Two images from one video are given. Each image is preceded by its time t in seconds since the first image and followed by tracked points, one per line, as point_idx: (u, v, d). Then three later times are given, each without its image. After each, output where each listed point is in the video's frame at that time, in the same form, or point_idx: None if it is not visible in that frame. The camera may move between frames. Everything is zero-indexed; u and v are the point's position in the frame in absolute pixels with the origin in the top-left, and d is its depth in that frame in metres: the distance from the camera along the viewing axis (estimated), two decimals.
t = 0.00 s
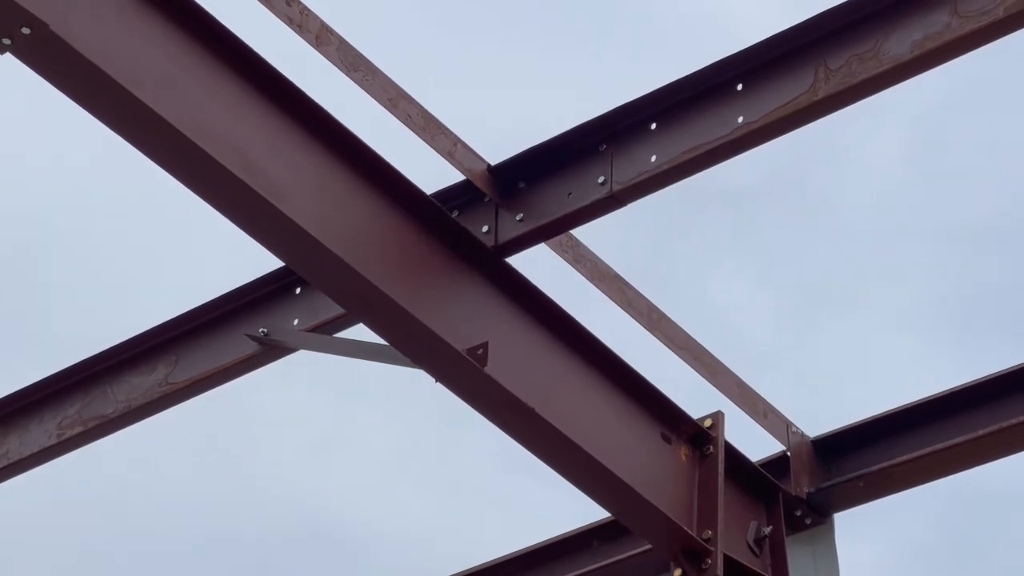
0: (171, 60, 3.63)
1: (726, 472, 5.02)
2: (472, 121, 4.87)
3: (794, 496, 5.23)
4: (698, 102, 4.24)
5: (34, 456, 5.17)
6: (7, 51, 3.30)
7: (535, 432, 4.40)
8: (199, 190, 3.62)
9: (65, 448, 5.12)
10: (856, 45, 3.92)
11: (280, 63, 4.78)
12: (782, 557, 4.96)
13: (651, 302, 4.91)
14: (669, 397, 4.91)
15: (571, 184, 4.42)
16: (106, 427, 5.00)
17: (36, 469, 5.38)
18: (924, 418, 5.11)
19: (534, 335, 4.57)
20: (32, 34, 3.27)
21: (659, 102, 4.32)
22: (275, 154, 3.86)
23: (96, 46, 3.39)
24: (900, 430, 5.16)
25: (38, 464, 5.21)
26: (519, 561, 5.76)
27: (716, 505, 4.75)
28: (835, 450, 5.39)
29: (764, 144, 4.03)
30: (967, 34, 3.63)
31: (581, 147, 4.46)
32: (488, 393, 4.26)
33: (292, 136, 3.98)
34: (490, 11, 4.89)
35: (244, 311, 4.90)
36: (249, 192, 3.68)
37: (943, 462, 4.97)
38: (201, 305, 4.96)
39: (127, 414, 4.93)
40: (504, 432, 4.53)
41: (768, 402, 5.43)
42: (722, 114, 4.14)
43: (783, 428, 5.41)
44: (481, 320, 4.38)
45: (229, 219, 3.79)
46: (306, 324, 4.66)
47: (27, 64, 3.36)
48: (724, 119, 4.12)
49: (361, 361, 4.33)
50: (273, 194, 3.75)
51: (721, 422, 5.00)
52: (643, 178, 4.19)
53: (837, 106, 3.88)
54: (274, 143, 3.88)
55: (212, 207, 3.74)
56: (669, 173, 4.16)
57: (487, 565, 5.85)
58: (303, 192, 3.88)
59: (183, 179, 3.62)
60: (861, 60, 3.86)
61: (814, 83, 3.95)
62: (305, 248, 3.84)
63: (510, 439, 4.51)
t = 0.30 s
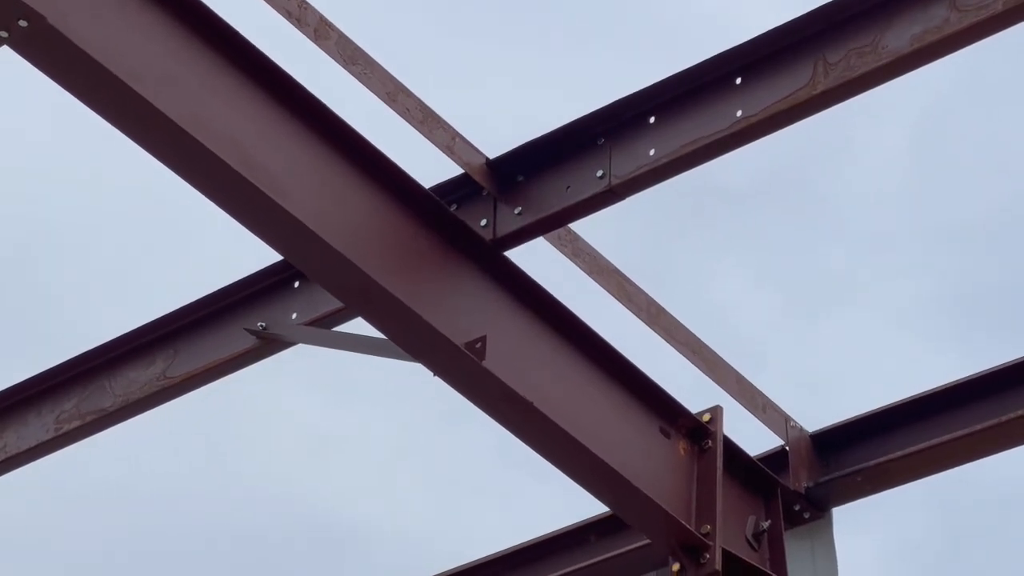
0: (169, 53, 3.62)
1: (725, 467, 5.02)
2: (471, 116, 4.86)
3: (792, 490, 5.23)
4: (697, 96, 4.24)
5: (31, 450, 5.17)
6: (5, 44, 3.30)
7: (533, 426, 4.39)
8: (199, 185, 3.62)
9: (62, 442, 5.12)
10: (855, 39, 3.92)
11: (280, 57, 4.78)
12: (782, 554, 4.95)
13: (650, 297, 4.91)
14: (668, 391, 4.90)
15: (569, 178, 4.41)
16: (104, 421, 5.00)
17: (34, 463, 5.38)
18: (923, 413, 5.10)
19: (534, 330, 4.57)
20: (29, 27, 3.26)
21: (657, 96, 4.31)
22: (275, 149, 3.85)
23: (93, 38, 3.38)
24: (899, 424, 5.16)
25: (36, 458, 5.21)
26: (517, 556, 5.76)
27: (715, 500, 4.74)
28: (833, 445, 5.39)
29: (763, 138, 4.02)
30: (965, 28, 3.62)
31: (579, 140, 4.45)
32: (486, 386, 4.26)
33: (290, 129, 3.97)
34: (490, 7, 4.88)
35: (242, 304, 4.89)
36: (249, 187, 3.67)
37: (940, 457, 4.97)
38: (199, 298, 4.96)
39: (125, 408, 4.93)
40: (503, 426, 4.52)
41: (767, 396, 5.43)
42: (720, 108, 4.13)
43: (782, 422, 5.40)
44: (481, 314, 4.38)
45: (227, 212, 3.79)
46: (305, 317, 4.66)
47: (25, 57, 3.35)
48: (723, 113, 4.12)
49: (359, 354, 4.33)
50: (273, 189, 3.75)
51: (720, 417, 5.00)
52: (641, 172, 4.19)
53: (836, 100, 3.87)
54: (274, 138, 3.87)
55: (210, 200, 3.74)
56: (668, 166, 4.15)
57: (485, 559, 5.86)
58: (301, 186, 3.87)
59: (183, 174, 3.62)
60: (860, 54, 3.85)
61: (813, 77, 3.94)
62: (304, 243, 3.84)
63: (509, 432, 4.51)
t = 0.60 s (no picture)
0: (164, 38, 3.61)
1: (722, 454, 5.02)
2: (467, 105, 4.84)
3: (789, 478, 5.23)
4: (694, 82, 4.22)
5: (28, 436, 5.18)
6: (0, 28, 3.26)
7: (530, 413, 4.39)
8: (196, 172, 3.61)
9: (59, 428, 5.13)
10: (853, 25, 3.90)
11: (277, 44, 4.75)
12: (779, 543, 4.95)
13: (647, 284, 4.90)
14: (665, 378, 4.90)
15: (566, 165, 4.40)
16: (101, 407, 5.00)
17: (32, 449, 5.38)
18: (921, 400, 5.09)
19: (531, 317, 4.56)
20: (25, 12, 3.23)
21: (655, 82, 4.30)
22: (272, 137, 3.84)
23: (89, 23, 3.36)
24: (897, 411, 5.15)
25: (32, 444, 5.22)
26: (514, 544, 5.77)
27: (712, 487, 4.74)
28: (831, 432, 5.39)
29: (761, 124, 4.01)
30: (964, 14, 3.60)
31: (576, 127, 4.44)
32: (483, 373, 4.26)
33: (286, 114, 3.96)
34: None
35: (239, 291, 4.89)
36: (247, 174, 3.67)
37: (936, 445, 4.97)
38: (197, 285, 4.95)
39: (122, 395, 4.94)
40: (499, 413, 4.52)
41: (764, 384, 5.43)
42: (717, 95, 4.12)
43: (779, 410, 5.40)
44: (478, 302, 4.38)
45: (223, 198, 3.78)
46: (302, 304, 4.65)
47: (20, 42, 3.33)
48: (721, 99, 4.10)
49: (356, 341, 4.33)
50: (270, 176, 3.74)
51: (716, 404, 5.00)
52: (639, 158, 4.18)
53: (834, 87, 3.85)
54: (271, 126, 3.86)
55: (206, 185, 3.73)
56: (665, 153, 4.15)
57: (483, 546, 5.86)
58: (296, 171, 3.86)
59: (180, 161, 3.61)
60: (858, 41, 3.83)
61: (811, 63, 3.93)
62: (301, 230, 3.83)
63: (505, 419, 4.51)
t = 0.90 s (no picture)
0: (159, 22, 3.58)
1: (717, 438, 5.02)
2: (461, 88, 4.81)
3: (784, 463, 5.27)
4: (689, 67, 4.21)
5: (22, 421, 5.18)
6: None
7: (526, 399, 4.39)
8: (193, 157, 3.60)
9: (54, 412, 5.13)
10: (848, 10, 3.88)
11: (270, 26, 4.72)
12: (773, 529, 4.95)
13: (641, 268, 4.89)
14: (659, 363, 4.90)
15: (561, 149, 4.39)
16: (95, 392, 5.01)
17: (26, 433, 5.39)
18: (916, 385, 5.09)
19: (526, 302, 4.56)
20: None
21: (650, 67, 4.29)
22: (268, 121, 3.83)
23: (85, 7, 3.32)
24: (892, 396, 5.15)
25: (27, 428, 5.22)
26: (510, 528, 5.78)
27: (707, 472, 4.74)
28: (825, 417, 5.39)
29: (756, 109, 3.99)
30: None
31: (571, 111, 4.42)
32: (479, 358, 4.26)
33: (280, 98, 3.94)
34: None
35: (233, 275, 4.88)
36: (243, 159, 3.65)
37: (931, 430, 4.98)
38: (191, 270, 4.94)
39: (117, 380, 4.94)
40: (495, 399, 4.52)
41: (759, 369, 5.43)
42: (712, 80, 4.11)
43: (773, 395, 5.41)
44: (473, 286, 4.37)
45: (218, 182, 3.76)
46: (296, 288, 4.65)
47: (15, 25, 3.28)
48: (716, 84, 4.09)
49: (351, 325, 4.33)
50: (266, 161, 3.73)
51: (711, 389, 5.00)
52: (633, 143, 4.17)
53: (829, 72, 3.84)
54: (267, 110, 3.85)
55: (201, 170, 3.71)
56: (660, 138, 4.13)
57: (479, 530, 5.87)
58: (291, 156, 3.85)
59: (177, 145, 3.60)
60: (853, 26, 3.81)
61: (806, 48, 3.91)
62: (297, 215, 3.82)
63: (501, 405, 4.51)
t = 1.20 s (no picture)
0: (152, 5, 3.56)
1: (710, 424, 5.03)
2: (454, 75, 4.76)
3: (777, 450, 5.26)
4: (683, 53, 4.20)
5: (15, 405, 5.18)
6: None
7: (519, 384, 4.39)
8: (184, 140, 3.58)
9: (46, 397, 5.13)
10: None
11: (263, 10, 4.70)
12: (766, 516, 4.96)
13: (634, 254, 4.88)
14: (652, 349, 4.90)
15: (555, 135, 4.38)
16: (88, 376, 5.00)
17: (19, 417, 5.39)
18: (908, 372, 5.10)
19: (519, 287, 4.55)
20: None
21: (643, 53, 4.28)
22: (260, 104, 3.81)
23: None
24: (885, 383, 5.16)
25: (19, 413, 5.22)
26: (502, 514, 5.79)
27: (699, 458, 4.75)
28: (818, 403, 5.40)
29: (750, 94, 3.99)
30: None
31: (565, 97, 4.41)
32: (472, 344, 4.26)
33: (273, 82, 3.92)
34: None
35: (226, 260, 4.87)
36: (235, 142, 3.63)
37: (924, 416, 4.98)
38: (185, 254, 4.93)
39: (109, 364, 4.93)
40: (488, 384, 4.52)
41: (751, 355, 5.43)
42: (706, 65, 4.10)
43: (766, 381, 5.41)
44: (466, 271, 4.36)
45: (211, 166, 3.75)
46: (290, 273, 4.65)
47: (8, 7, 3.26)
48: (710, 69, 4.08)
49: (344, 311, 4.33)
50: (259, 145, 3.72)
51: (704, 375, 5.00)
52: (627, 128, 4.16)
53: (823, 58, 3.83)
54: (259, 93, 3.83)
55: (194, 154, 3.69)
56: (654, 123, 4.13)
57: (469, 517, 5.86)
58: (285, 140, 3.83)
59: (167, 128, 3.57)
60: (848, 12, 3.79)
61: (801, 34, 3.90)
62: (289, 199, 3.80)
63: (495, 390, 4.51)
